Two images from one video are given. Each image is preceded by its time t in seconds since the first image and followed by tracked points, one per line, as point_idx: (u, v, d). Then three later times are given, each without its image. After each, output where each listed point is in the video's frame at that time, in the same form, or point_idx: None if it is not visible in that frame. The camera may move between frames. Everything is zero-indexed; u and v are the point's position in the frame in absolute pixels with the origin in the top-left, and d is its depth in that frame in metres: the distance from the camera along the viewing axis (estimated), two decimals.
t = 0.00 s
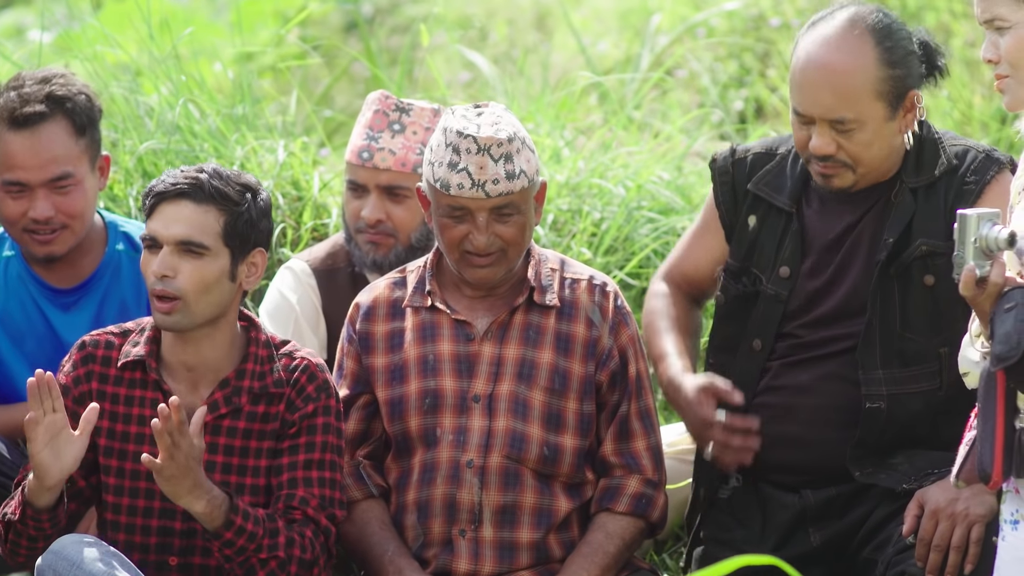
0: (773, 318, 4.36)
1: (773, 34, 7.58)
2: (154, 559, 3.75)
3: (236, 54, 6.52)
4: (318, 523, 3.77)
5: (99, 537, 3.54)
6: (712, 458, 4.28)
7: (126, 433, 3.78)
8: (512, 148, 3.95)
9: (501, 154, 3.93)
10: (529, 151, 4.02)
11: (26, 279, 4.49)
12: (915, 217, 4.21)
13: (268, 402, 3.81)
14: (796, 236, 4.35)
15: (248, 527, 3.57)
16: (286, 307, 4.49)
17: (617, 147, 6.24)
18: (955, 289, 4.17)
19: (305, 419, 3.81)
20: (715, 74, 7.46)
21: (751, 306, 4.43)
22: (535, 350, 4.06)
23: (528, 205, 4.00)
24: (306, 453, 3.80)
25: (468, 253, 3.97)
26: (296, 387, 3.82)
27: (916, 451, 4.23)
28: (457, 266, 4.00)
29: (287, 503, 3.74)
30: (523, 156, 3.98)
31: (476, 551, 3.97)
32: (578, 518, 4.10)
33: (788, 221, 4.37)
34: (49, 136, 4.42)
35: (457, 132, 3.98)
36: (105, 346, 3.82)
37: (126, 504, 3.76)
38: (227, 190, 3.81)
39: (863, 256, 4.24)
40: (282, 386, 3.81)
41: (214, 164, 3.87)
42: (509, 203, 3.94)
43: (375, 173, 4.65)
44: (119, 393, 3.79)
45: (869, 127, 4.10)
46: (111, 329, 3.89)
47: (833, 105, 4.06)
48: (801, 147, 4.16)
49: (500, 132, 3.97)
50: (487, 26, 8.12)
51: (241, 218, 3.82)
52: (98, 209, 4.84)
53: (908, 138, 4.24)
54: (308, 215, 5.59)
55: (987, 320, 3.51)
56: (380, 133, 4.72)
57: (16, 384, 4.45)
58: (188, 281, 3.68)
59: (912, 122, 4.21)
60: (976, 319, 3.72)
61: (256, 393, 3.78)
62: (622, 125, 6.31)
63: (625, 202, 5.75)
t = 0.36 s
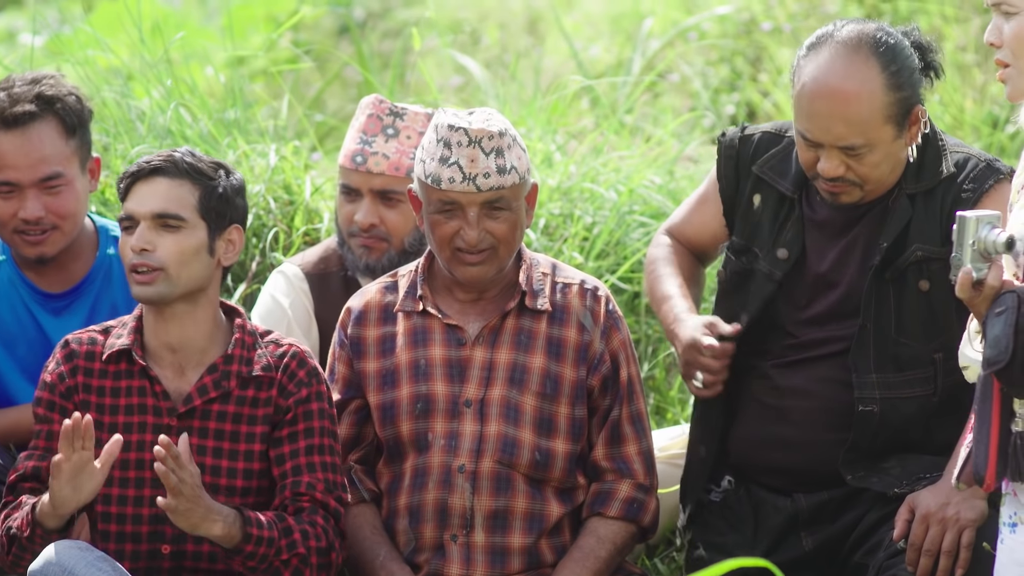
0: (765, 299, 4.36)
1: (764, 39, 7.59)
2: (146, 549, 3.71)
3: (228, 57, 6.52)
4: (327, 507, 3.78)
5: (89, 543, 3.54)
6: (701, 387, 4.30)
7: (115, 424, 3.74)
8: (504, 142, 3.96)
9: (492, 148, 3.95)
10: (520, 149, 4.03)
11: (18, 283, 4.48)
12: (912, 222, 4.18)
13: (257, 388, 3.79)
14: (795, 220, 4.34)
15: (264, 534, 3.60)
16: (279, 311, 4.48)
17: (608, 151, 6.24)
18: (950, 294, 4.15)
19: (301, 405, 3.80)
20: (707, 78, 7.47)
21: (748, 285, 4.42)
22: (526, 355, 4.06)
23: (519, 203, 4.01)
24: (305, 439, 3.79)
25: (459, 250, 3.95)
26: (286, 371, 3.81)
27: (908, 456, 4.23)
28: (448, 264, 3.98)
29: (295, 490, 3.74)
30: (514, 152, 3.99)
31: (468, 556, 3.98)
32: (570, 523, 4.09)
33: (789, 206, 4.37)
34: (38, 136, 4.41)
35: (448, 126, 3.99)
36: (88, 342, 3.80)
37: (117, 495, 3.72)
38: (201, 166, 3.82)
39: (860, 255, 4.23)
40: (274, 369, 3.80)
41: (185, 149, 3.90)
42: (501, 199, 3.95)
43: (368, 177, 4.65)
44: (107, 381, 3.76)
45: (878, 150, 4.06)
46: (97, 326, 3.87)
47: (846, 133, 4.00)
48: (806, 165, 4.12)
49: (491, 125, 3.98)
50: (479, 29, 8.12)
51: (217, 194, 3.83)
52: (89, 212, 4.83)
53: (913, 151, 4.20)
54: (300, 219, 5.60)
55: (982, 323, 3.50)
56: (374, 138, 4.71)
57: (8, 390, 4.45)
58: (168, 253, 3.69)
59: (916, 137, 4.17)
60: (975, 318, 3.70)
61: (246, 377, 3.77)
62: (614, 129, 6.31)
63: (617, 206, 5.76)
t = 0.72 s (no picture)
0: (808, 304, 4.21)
1: (755, 44, 7.61)
2: (127, 551, 3.70)
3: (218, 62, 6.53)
4: (307, 499, 3.77)
5: (69, 552, 3.54)
6: (765, 394, 3.99)
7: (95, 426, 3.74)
8: (494, 145, 3.96)
9: (484, 151, 3.95)
10: (511, 153, 4.03)
11: (7, 288, 4.48)
12: (910, 226, 4.19)
13: (232, 385, 3.78)
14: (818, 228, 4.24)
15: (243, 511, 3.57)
16: (269, 316, 4.48)
17: (599, 157, 6.25)
18: (946, 298, 4.16)
19: (275, 400, 3.80)
20: (698, 83, 7.48)
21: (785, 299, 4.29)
22: (517, 359, 4.06)
23: (510, 207, 4.01)
24: (281, 434, 3.78)
25: (449, 253, 3.96)
26: (261, 368, 3.81)
27: (902, 461, 4.23)
28: (438, 268, 3.99)
29: (273, 482, 3.75)
30: (505, 155, 4.00)
31: (458, 560, 3.98)
32: (561, 527, 4.09)
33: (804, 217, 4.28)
34: (21, 138, 4.43)
35: (439, 129, 4.00)
36: (65, 345, 3.81)
37: (98, 496, 3.70)
38: (163, 174, 3.77)
39: (858, 262, 4.23)
40: (247, 366, 3.80)
41: (145, 153, 3.84)
42: (492, 201, 3.95)
43: (359, 183, 4.66)
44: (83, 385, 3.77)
45: (871, 127, 4.04)
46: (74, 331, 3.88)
47: (841, 99, 4.02)
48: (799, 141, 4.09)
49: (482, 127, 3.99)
50: (469, 35, 8.14)
51: (181, 200, 3.78)
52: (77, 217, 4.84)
53: (908, 141, 4.21)
54: (290, 223, 5.60)
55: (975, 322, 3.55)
56: (363, 144, 4.72)
57: None
58: (137, 266, 3.66)
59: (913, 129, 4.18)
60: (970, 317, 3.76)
61: (218, 376, 3.76)
62: (605, 134, 6.32)
63: (607, 211, 5.77)
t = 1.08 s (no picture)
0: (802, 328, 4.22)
1: (746, 47, 7.61)
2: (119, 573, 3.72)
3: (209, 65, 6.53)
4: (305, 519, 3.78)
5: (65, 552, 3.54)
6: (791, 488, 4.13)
7: (85, 446, 3.75)
8: (489, 158, 3.95)
9: (478, 164, 3.94)
10: (505, 162, 4.02)
11: None
12: (901, 226, 4.18)
13: (225, 406, 3.79)
14: (811, 245, 4.24)
15: (249, 526, 3.59)
16: (260, 319, 4.50)
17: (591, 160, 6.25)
18: (938, 298, 4.16)
19: (271, 419, 3.80)
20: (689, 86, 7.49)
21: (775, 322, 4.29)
22: (509, 362, 4.06)
23: (503, 216, 4.01)
24: (277, 453, 3.80)
25: (443, 263, 3.96)
26: (255, 387, 3.80)
27: (894, 464, 4.22)
28: (432, 277, 3.99)
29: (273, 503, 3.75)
30: (499, 166, 3.99)
31: (450, 563, 3.98)
32: (552, 530, 4.10)
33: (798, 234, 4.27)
34: (12, 144, 4.41)
35: (433, 142, 3.99)
36: (56, 360, 3.80)
37: (90, 518, 3.74)
38: (148, 226, 3.61)
39: (853, 265, 4.22)
40: (240, 387, 3.79)
41: (133, 193, 3.66)
42: (486, 214, 3.94)
43: (351, 187, 4.66)
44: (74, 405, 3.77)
45: (842, 100, 4.14)
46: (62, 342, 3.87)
47: (813, 67, 4.15)
48: (777, 113, 4.23)
49: (476, 141, 3.98)
50: (460, 39, 8.14)
51: (168, 251, 3.64)
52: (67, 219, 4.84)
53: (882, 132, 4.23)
54: (282, 227, 5.60)
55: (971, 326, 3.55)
56: (355, 147, 4.72)
57: None
58: (122, 323, 3.57)
59: (890, 118, 4.24)
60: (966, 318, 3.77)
61: (214, 397, 3.77)
62: (596, 137, 6.32)
63: (598, 214, 5.77)
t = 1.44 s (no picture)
0: (769, 342, 4.24)
1: (728, 55, 7.61)
2: None
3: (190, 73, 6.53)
4: (292, 567, 3.79)
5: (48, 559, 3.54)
6: None
7: (67, 484, 3.75)
8: (473, 173, 3.96)
9: (462, 180, 3.94)
10: (487, 175, 4.03)
11: None
12: (882, 234, 4.18)
13: (211, 447, 3.76)
14: (784, 257, 4.25)
15: None
16: (241, 327, 4.51)
17: (573, 169, 6.26)
18: (920, 306, 4.14)
19: (259, 463, 3.76)
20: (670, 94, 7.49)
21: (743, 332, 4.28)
22: (490, 370, 4.06)
23: (486, 228, 4.01)
24: (265, 497, 3.77)
25: (426, 277, 3.96)
26: (242, 430, 3.76)
27: (874, 473, 4.22)
28: (414, 289, 3.99)
29: (261, 553, 3.76)
30: (482, 180, 3.99)
31: (430, 572, 3.97)
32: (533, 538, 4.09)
33: (773, 244, 4.28)
34: None
35: (417, 158, 3.98)
36: (35, 396, 3.78)
37: (72, 555, 3.75)
38: (135, 251, 3.63)
39: (832, 273, 4.21)
40: (226, 430, 3.75)
41: (121, 220, 3.69)
42: (470, 230, 3.94)
43: (332, 195, 4.65)
44: (56, 443, 3.76)
45: (813, 107, 4.14)
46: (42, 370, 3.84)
47: (784, 74, 4.16)
48: (751, 122, 4.24)
49: (459, 157, 3.97)
50: (442, 46, 8.15)
51: (155, 277, 3.67)
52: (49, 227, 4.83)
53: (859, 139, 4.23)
54: (262, 235, 5.60)
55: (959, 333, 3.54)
56: (337, 155, 4.72)
57: None
58: (105, 349, 3.58)
59: (864, 125, 4.23)
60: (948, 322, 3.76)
61: (200, 439, 3.73)
62: (578, 144, 6.33)
63: (580, 223, 5.78)
